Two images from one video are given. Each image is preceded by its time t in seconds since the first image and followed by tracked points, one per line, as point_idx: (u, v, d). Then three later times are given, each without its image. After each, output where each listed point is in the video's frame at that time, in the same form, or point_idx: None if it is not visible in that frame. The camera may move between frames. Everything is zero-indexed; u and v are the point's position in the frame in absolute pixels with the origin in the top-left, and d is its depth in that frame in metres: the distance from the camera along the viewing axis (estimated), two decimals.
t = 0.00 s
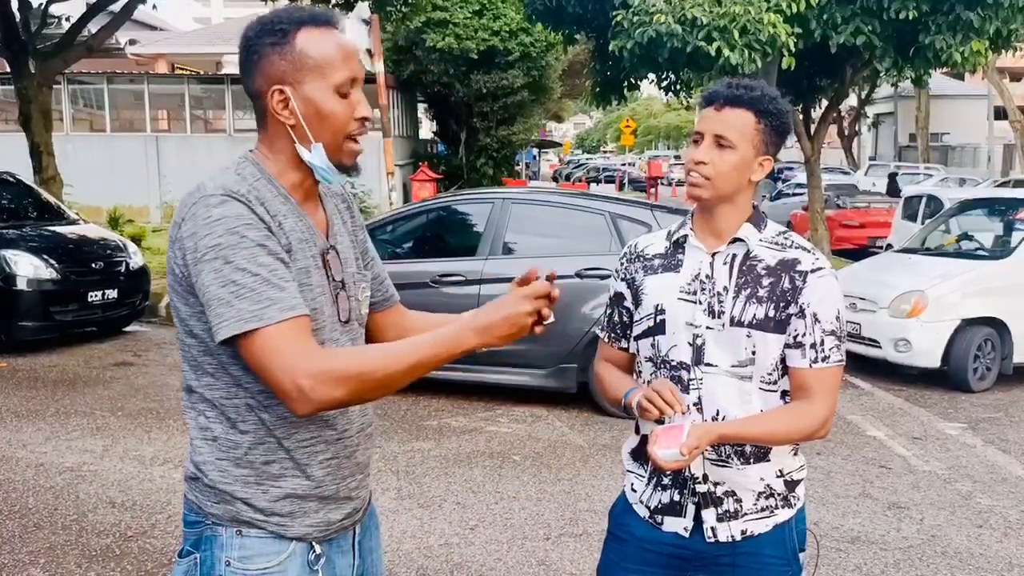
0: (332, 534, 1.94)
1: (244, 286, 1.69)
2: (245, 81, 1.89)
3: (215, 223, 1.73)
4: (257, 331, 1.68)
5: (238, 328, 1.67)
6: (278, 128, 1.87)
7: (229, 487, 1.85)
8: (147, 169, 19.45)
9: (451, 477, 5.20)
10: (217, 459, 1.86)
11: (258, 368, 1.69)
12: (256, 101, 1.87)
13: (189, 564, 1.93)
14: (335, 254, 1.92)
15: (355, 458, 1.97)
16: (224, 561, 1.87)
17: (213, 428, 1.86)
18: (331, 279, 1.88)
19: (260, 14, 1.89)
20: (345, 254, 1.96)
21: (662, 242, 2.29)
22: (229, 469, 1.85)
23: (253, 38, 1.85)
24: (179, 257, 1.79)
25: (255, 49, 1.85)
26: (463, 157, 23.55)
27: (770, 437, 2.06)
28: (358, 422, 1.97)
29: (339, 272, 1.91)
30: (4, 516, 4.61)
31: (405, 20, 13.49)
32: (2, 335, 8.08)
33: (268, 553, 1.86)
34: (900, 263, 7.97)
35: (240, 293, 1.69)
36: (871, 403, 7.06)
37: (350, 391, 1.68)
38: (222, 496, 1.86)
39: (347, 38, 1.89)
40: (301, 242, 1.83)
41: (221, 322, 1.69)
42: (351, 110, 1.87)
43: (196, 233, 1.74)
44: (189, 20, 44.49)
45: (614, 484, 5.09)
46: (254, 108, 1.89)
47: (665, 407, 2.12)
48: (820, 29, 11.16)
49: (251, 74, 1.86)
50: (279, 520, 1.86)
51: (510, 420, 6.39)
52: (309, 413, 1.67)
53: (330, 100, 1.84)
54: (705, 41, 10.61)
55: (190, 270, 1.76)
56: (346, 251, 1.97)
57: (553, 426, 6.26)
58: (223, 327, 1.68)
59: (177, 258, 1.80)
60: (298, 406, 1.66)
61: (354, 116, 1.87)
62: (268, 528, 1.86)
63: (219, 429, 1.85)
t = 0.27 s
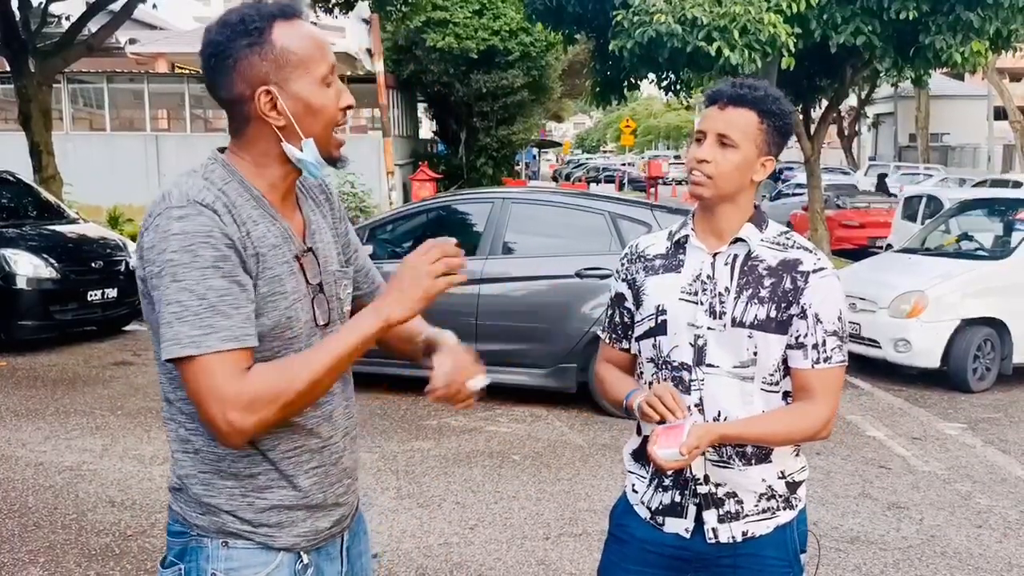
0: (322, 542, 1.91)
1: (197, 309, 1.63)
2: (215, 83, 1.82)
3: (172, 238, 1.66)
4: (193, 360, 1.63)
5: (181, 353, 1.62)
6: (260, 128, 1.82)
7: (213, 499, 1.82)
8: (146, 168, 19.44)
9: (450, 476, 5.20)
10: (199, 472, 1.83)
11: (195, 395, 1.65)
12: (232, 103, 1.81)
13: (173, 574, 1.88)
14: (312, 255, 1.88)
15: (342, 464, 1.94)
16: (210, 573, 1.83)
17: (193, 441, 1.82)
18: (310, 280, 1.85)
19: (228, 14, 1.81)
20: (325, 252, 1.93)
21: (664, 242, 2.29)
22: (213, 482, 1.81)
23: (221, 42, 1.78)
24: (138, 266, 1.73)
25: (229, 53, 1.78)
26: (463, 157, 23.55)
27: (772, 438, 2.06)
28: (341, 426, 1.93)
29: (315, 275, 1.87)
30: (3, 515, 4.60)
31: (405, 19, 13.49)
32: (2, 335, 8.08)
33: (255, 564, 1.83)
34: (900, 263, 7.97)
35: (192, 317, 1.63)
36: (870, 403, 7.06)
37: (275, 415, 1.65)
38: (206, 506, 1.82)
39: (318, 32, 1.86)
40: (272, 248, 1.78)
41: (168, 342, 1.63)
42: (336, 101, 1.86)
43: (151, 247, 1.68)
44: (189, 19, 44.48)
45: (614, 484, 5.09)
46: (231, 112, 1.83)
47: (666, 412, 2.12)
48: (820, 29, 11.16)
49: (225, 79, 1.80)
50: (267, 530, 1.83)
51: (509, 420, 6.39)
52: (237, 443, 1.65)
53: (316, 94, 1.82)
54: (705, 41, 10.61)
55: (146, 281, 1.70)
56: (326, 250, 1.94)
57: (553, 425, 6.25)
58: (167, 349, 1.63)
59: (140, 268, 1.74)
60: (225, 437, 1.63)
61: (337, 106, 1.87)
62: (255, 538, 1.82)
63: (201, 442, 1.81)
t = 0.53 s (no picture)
0: (314, 545, 1.87)
1: (193, 303, 1.59)
2: (200, 85, 1.76)
3: (162, 236, 1.63)
4: (197, 354, 1.57)
5: (181, 350, 1.57)
6: (245, 132, 1.77)
7: (201, 507, 1.78)
8: (146, 167, 19.43)
9: (449, 476, 5.20)
10: (184, 481, 1.79)
11: (196, 395, 1.58)
12: (217, 105, 1.76)
13: None
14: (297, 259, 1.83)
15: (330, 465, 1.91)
16: None
17: (177, 450, 1.78)
18: (293, 285, 1.79)
19: (219, 12, 1.75)
20: (310, 254, 1.88)
21: (666, 241, 2.29)
22: (200, 489, 1.78)
23: (209, 42, 1.72)
24: (124, 271, 1.69)
25: (218, 53, 1.72)
26: (463, 156, 23.55)
27: (774, 440, 2.06)
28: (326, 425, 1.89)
29: (298, 280, 1.81)
30: (2, 515, 4.60)
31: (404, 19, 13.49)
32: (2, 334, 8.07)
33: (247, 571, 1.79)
34: (901, 263, 7.97)
35: (189, 309, 1.59)
36: (870, 403, 7.06)
37: (286, 413, 1.61)
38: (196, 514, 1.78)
39: (309, 34, 1.80)
40: (258, 248, 1.75)
41: (169, 341, 1.58)
42: (323, 109, 1.80)
43: (139, 248, 1.64)
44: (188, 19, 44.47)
45: (613, 484, 5.08)
46: (215, 114, 1.77)
47: (668, 413, 2.11)
48: (821, 29, 11.15)
49: (209, 80, 1.74)
50: (258, 537, 1.79)
51: (509, 420, 6.38)
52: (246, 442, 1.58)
53: (304, 101, 1.76)
54: (705, 40, 10.61)
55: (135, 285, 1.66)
56: (313, 252, 1.90)
57: (553, 425, 6.25)
58: (170, 346, 1.57)
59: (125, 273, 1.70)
60: (234, 431, 1.56)
61: (326, 112, 1.80)
62: (246, 545, 1.78)
63: (185, 451, 1.77)
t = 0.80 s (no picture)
0: (303, 541, 1.88)
1: (236, 319, 1.66)
2: (198, 85, 1.75)
3: (188, 257, 1.65)
4: (258, 366, 1.66)
5: (235, 367, 1.65)
6: (242, 135, 1.76)
7: (191, 511, 1.76)
8: (145, 167, 19.42)
9: (449, 476, 5.19)
10: (171, 485, 1.76)
11: (255, 402, 1.67)
12: (215, 108, 1.75)
13: None
14: (291, 260, 1.87)
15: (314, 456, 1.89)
16: None
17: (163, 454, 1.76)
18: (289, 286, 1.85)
19: (220, 11, 1.75)
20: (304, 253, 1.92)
21: (668, 241, 2.28)
22: (188, 491, 1.75)
23: (210, 41, 1.72)
24: (139, 289, 1.67)
25: (218, 54, 1.72)
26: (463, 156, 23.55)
27: (775, 440, 2.06)
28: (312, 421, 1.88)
29: (294, 281, 1.87)
30: (1, 515, 4.59)
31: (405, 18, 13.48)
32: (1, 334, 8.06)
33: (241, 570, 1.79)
34: (900, 263, 7.98)
35: (233, 326, 1.65)
36: (870, 403, 7.06)
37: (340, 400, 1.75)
38: (184, 517, 1.76)
39: (309, 37, 1.79)
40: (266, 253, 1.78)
41: (212, 361, 1.64)
42: (321, 114, 1.80)
43: (164, 269, 1.64)
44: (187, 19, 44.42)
45: (613, 484, 5.08)
46: (210, 114, 1.76)
47: (671, 415, 2.11)
48: (820, 29, 11.15)
49: (207, 81, 1.74)
50: (249, 537, 1.78)
51: (509, 420, 6.39)
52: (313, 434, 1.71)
53: (302, 107, 1.76)
54: (705, 41, 10.61)
55: (159, 305, 1.66)
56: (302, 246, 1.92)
57: (552, 425, 6.25)
58: (216, 367, 1.64)
59: (133, 286, 1.68)
60: (306, 429, 1.69)
61: (323, 119, 1.81)
62: (238, 545, 1.78)
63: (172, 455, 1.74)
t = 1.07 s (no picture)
0: (318, 536, 1.89)
1: (206, 322, 1.66)
2: (191, 85, 1.80)
3: (165, 257, 1.66)
4: (224, 368, 1.66)
5: (202, 367, 1.65)
6: (231, 133, 1.79)
7: (209, 502, 1.78)
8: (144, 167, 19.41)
9: (448, 476, 5.19)
10: (190, 476, 1.79)
11: (223, 405, 1.68)
12: (205, 106, 1.79)
13: None
14: (291, 260, 1.87)
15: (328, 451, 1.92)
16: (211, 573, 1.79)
17: (180, 448, 1.78)
18: (288, 288, 1.85)
19: (210, 12, 1.79)
20: (304, 254, 1.91)
21: (669, 242, 2.28)
22: (206, 482, 1.78)
23: (196, 41, 1.76)
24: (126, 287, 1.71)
25: (201, 53, 1.76)
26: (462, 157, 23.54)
27: (777, 441, 2.06)
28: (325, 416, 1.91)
29: (294, 280, 1.86)
30: (0, 514, 4.59)
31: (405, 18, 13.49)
32: None
33: (254, 561, 1.80)
34: (900, 264, 7.98)
35: (201, 329, 1.66)
36: (869, 403, 7.06)
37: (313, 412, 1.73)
38: (203, 507, 1.78)
39: (298, 36, 1.82)
40: (255, 256, 1.78)
41: (182, 360, 1.65)
42: (309, 111, 1.81)
43: (144, 268, 1.66)
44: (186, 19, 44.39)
45: (612, 484, 5.08)
46: (202, 112, 1.80)
47: (670, 419, 2.08)
48: (820, 29, 11.15)
49: (195, 79, 1.78)
50: (265, 527, 1.80)
51: (508, 420, 6.39)
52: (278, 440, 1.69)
53: (287, 103, 1.78)
54: (705, 41, 10.61)
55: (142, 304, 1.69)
56: (307, 248, 1.93)
57: (552, 425, 6.25)
58: (185, 365, 1.65)
59: (124, 285, 1.72)
60: (270, 434, 1.67)
61: (312, 117, 1.82)
62: (254, 536, 1.80)
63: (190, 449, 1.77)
